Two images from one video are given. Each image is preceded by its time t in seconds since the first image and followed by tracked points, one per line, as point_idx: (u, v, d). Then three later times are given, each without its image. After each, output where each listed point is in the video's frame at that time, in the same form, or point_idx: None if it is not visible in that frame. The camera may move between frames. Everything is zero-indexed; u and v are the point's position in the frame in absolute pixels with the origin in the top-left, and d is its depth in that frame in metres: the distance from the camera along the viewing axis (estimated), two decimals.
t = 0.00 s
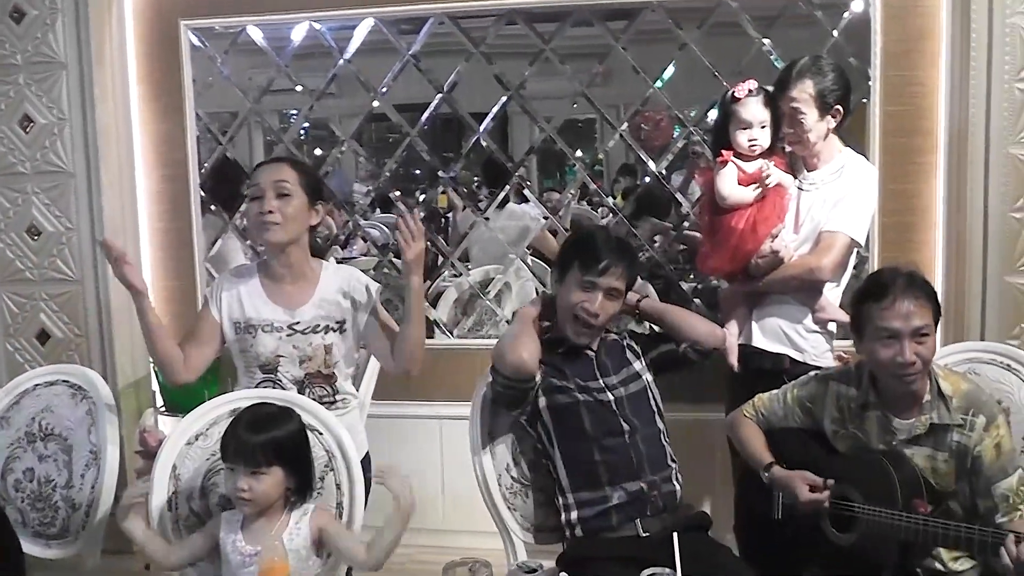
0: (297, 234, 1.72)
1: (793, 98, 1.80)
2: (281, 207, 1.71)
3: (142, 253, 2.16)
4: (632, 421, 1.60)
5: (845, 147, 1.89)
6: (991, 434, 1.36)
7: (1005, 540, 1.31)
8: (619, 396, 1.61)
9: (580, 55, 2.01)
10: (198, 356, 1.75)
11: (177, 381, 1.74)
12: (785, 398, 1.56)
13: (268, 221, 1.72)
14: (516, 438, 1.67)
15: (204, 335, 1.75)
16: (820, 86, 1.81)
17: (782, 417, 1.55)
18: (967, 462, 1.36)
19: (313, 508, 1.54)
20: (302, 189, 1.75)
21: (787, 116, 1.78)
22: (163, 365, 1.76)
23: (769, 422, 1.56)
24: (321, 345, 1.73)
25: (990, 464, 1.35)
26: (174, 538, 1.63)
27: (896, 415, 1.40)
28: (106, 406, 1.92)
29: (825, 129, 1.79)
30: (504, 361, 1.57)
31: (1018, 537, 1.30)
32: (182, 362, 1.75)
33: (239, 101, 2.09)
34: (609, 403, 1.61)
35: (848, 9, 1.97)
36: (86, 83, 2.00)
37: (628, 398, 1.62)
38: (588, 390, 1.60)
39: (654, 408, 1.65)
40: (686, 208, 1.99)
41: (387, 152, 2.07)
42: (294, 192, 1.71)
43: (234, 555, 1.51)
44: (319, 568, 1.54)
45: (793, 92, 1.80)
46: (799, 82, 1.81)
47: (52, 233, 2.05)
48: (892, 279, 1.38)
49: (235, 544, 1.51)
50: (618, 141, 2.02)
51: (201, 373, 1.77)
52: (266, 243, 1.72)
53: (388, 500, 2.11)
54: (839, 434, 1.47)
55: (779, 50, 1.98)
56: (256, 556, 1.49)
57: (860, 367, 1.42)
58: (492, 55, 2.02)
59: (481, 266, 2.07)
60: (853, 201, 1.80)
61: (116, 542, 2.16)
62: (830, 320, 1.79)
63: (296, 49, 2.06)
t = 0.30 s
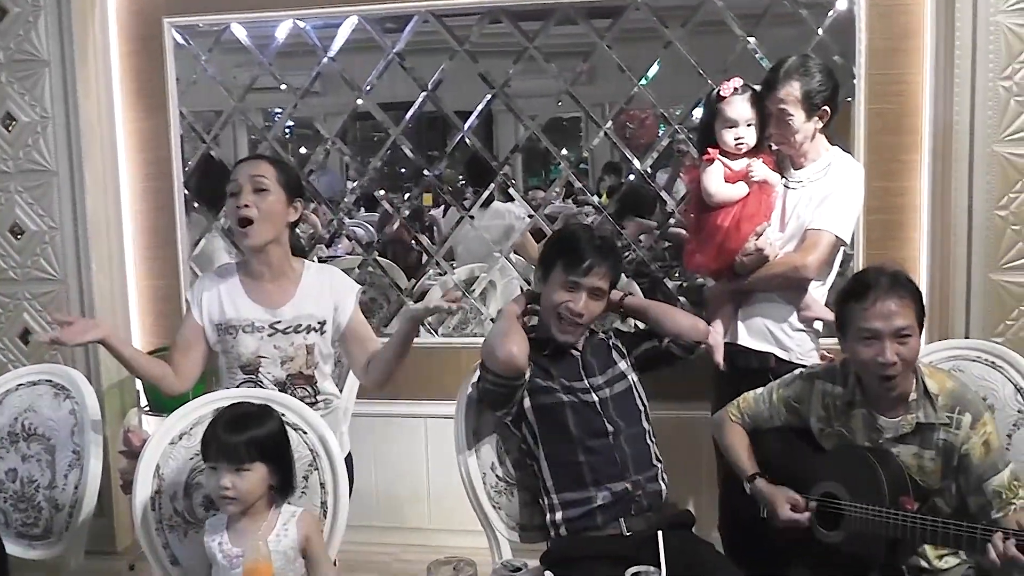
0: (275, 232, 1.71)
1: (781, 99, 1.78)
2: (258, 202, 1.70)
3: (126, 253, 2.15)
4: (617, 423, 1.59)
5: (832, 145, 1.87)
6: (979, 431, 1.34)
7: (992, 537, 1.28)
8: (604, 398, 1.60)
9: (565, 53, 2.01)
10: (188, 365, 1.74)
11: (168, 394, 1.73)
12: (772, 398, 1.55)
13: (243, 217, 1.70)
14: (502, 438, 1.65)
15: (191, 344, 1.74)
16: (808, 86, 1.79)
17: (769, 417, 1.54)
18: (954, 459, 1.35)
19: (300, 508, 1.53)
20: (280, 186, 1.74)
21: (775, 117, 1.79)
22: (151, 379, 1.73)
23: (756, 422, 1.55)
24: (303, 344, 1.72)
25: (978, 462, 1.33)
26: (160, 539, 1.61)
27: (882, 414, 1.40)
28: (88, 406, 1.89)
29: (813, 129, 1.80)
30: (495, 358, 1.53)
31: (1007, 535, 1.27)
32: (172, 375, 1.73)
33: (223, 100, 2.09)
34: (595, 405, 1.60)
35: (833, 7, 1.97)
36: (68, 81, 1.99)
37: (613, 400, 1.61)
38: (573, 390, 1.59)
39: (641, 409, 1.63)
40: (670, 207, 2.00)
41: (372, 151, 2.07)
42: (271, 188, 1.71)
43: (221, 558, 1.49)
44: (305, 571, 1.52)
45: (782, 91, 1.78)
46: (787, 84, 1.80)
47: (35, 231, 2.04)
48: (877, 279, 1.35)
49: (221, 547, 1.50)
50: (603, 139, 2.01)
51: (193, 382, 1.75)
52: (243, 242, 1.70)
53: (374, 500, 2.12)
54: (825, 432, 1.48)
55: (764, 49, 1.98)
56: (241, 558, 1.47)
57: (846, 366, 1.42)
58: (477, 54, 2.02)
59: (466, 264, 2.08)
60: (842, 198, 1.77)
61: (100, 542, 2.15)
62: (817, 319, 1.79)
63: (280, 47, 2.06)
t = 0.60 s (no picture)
0: (263, 234, 1.71)
1: (766, 97, 1.76)
2: (248, 203, 1.69)
3: (110, 254, 2.15)
4: (599, 417, 1.59)
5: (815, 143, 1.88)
6: (963, 427, 1.36)
7: (978, 535, 1.31)
8: (587, 392, 1.60)
9: (548, 52, 2.01)
10: (175, 364, 1.74)
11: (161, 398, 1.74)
12: (756, 395, 1.56)
13: (232, 217, 1.70)
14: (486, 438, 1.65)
15: (176, 344, 1.73)
16: (792, 85, 1.76)
17: (755, 414, 1.54)
18: (939, 455, 1.36)
19: (278, 511, 1.53)
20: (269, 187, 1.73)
21: (759, 115, 1.77)
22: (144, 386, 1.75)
23: (741, 419, 1.56)
24: (289, 346, 1.71)
25: (964, 457, 1.35)
26: (145, 540, 1.61)
27: (866, 410, 1.39)
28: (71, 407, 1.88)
29: (796, 128, 1.78)
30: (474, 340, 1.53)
31: (991, 532, 1.31)
32: (163, 379, 1.74)
33: (206, 100, 2.10)
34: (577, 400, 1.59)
35: (816, 5, 1.97)
36: (50, 81, 1.99)
37: (596, 394, 1.61)
38: (556, 383, 1.58)
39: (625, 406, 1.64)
40: (654, 205, 2.00)
41: (357, 150, 2.08)
42: (261, 189, 1.70)
43: (202, 561, 1.49)
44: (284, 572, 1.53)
45: (766, 88, 1.77)
46: (771, 82, 1.77)
47: (17, 232, 2.04)
48: (858, 278, 1.36)
49: (198, 552, 1.50)
50: (587, 137, 2.02)
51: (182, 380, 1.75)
52: (230, 243, 1.71)
53: (359, 501, 2.12)
54: (810, 429, 1.46)
55: (748, 47, 1.98)
56: (223, 561, 1.47)
57: (829, 362, 1.40)
58: (460, 53, 2.03)
59: (450, 263, 2.08)
60: (825, 197, 1.79)
61: (84, 544, 2.15)
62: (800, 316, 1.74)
63: (263, 47, 2.07)
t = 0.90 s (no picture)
0: (258, 238, 1.70)
1: (750, 96, 1.77)
2: (244, 209, 1.69)
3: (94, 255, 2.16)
4: (585, 420, 1.57)
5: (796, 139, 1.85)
6: (946, 420, 1.33)
7: (961, 529, 1.29)
8: (573, 392, 1.57)
9: (531, 50, 2.02)
10: (165, 362, 1.69)
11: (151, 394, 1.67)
12: (740, 392, 1.52)
13: (229, 223, 1.69)
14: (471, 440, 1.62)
15: (167, 341, 1.68)
16: (776, 84, 1.77)
17: (738, 412, 1.52)
18: (922, 450, 1.34)
19: (261, 516, 1.52)
20: (263, 190, 1.73)
21: (743, 114, 1.78)
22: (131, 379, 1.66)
23: (724, 418, 1.53)
24: (279, 344, 1.69)
25: (947, 451, 1.32)
26: (129, 545, 1.57)
27: (848, 406, 1.39)
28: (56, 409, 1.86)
29: (780, 127, 1.79)
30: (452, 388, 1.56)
31: (975, 526, 1.27)
32: (154, 375, 1.67)
33: (190, 100, 2.11)
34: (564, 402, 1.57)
35: (799, 3, 1.98)
36: (33, 82, 1.99)
37: (581, 393, 1.58)
38: (540, 387, 1.56)
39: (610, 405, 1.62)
40: (639, 202, 2.01)
41: (341, 150, 2.09)
42: (258, 195, 1.70)
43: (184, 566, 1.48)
44: None
45: (750, 87, 1.77)
46: (755, 80, 1.78)
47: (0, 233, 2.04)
48: (839, 276, 1.34)
49: (182, 556, 1.50)
50: (570, 135, 2.02)
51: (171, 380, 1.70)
52: (225, 245, 1.69)
53: (344, 503, 2.14)
54: (794, 426, 1.47)
55: (731, 45, 1.99)
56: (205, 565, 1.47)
57: (813, 362, 1.39)
58: (444, 52, 2.04)
59: (434, 262, 2.10)
60: (812, 193, 1.78)
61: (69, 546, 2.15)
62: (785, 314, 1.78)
63: (245, 46, 2.08)
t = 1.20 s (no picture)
0: (249, 241, 1.69)
1: (736, 94, 1.76)
2: (242, 208, 1.68)
3: (78, 255, 2.15)
4: (580, 426, 1.56)
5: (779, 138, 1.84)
6: (931, 416, 1.32)
7: (945, 524, 1.27)
8: (570, 401, 1.56)
9: (515, 49, 2.03)
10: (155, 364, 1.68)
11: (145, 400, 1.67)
12: (725, 391, 1.50)
13: (227, 222, 1.67)
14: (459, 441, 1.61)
15: (156, 343, 1.67)
16: (763, 83, 1.75)
17: (722, 410, 1.51)
18: (907, 445, 1.33)
19: (247, 521, 1.50)
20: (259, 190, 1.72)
21: (729, 111, 1.78)
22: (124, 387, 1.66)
23: (708, 417, 1.52)
24: (269, 343, 1.68)
25: (931, 446, 1.31)
26: (115, 547, 1.55)
27: (834, 405, 1.37)
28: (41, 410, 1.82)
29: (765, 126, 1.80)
30: (482, 447, 1.50)
31: (958, 521, 1.26)
32: (148, 379, 1.67)
33: (174, 99, 2.12)
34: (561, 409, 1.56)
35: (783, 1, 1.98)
36: (17, 82, 1.98)
37: (577, 403, 1.57)
38: (538, 397, 1.54)
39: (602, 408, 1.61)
40: (625, 200, 2.02)
41: (326, 150, 2.10)
42: (255, 194, 1.69)
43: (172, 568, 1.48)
44: None
45: (737, 87, 1.76)
46: (743, 78, 1.76)
47: None
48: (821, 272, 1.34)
49: (170, 559, 1.49)
50: (555, 133, 2.03)
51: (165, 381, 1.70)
52: (219, 242, 1.67)
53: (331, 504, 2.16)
54: (778, 424, 1.46)
55: (715, 45, 1.99)
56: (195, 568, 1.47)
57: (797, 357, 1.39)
58: (428, 51, 2.05)
59: (420, 262, 2.11)
60: (796, 193, 1.77)
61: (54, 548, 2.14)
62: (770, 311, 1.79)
63: (229, 46, 2.09)
